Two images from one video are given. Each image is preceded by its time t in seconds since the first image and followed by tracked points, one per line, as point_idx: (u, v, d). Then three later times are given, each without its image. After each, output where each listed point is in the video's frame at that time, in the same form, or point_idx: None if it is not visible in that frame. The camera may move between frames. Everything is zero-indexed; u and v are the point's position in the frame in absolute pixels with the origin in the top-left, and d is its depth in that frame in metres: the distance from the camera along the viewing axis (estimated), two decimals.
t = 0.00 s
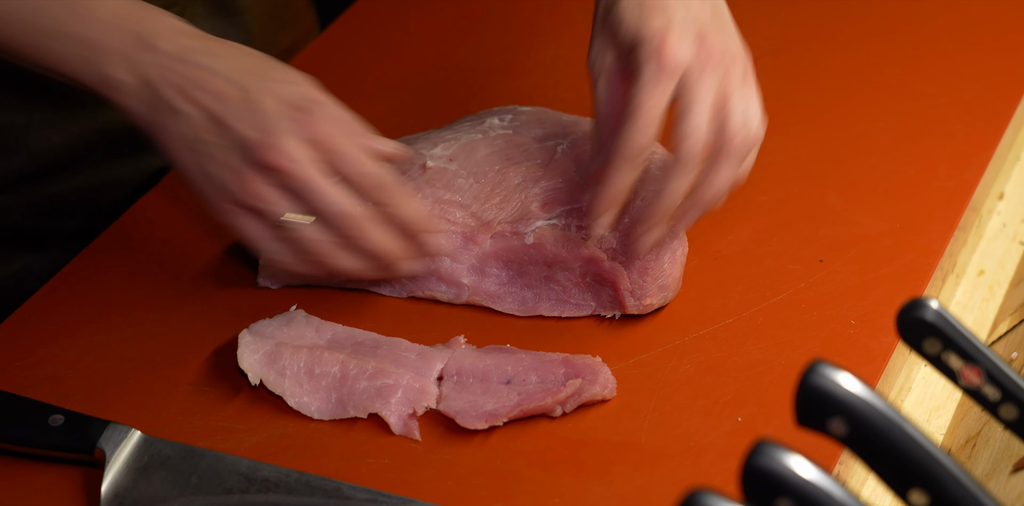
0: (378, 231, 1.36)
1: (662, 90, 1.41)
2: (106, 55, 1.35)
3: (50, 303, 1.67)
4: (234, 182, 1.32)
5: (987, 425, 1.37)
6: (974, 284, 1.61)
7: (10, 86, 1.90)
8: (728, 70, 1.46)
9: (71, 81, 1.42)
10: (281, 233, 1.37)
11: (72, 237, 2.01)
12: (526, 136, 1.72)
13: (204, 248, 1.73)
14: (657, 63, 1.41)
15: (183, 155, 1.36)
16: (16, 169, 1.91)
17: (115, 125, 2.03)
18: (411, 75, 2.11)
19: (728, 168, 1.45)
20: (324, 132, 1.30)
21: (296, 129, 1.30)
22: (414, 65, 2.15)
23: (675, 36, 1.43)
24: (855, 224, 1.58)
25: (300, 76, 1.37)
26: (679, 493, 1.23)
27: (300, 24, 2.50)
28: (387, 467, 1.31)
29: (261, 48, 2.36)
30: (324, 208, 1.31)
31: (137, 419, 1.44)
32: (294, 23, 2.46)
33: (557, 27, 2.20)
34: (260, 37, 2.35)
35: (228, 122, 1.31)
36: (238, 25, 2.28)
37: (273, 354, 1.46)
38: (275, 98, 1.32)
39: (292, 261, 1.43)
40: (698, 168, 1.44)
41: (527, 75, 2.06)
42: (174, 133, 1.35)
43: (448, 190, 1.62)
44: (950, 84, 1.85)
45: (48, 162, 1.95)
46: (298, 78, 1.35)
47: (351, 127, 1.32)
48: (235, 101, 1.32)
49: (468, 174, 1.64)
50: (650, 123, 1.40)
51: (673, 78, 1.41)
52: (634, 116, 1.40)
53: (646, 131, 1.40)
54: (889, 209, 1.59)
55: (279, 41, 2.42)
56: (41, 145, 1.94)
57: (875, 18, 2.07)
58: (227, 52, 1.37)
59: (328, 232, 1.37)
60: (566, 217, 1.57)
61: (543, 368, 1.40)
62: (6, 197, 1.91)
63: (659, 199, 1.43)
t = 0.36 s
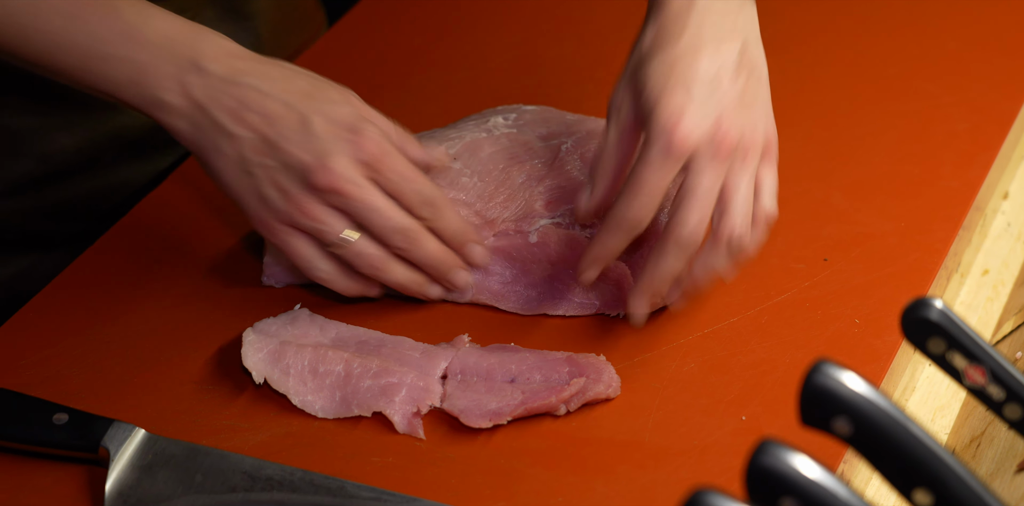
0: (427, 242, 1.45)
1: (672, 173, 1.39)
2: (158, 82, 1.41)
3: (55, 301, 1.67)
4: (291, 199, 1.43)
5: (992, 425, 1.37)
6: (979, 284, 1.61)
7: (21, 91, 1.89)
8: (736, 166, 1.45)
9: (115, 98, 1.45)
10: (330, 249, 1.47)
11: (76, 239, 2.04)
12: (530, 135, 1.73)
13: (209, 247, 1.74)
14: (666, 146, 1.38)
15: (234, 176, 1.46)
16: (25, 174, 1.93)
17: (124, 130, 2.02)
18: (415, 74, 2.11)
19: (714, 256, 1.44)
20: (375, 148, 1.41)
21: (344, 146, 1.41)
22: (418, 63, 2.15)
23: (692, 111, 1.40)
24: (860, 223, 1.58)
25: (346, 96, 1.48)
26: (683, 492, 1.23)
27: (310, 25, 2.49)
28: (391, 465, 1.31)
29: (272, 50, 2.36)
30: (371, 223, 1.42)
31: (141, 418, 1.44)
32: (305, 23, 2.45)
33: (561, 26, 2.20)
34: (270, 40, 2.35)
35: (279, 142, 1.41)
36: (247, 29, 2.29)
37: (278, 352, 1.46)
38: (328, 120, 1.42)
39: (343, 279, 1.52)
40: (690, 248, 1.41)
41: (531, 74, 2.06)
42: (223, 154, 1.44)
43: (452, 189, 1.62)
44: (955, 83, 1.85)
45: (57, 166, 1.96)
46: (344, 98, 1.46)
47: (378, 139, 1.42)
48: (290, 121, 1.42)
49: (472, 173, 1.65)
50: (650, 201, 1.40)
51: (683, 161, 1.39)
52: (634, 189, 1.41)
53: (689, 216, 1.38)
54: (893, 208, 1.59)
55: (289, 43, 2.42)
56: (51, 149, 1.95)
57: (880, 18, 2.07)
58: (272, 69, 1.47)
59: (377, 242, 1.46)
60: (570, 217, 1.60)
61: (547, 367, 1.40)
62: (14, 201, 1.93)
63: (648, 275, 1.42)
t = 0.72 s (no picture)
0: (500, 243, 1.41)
1: (784, 41, 1.67)
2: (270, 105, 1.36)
3: (56, 300, 1.68)
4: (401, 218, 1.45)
5: (993, 424, 1.37)
6: (981, 284, 1.61)
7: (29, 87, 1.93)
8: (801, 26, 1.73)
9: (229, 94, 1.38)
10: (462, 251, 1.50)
11: (81, 236, 2.05)
12: (532, 134, 1.71)
13: (210, 247, 1.74)
14: (781, 21, 1.68)
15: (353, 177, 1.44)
16: (33, 170, 1.97)
17: (130, 128, 2.03)
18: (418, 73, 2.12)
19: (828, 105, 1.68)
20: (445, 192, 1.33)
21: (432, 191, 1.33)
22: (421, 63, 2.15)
23: None
24: (861, 223, 1.58)
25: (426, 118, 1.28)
26: (685, 492, 1.23)
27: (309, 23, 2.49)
28: (393, 465, 1.31)
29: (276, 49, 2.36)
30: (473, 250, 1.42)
31: (143, 417, 1.44)
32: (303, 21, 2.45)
33: (563, 25, 2.20)
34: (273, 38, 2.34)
35: (373, 166, 1.36)
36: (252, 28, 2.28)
37: (279, 352, 1.46)
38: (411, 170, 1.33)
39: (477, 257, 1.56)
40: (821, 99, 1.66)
41: (533, 72, 2.06)
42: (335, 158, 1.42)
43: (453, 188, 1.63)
44: (957, 83, 1.85)
45: (64, 164, 1.99)
46: (422, 127, 1.28)
47: (458, 180, 1.31)
48: (375, 151, 1.34)
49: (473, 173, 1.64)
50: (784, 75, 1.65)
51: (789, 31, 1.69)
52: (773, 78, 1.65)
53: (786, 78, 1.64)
54: (895, 208, 1.59)
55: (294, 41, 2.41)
56: (58, 146, 1.98)
57: (882, 17, 2.07)
58: (359, 88, 1.30)
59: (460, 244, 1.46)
60: (572, 216, 1.55)
61: (549, 367, 1.39)
62: (21, 197, 1.97)
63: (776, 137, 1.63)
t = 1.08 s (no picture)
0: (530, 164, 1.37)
1: (777, 34, 1.59)
2: (302, 53, 1.46)
3: (60, 300, 1.67)
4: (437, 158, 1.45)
5: (996, 425, 1.39)
6: (984, 284, 1.61)
7: (55, 80, 1.99)
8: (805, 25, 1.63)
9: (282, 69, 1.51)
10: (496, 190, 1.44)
11: (102, 228, 2.04)
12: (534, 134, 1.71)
13: (214, 246, 1.74)
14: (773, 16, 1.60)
15: (390, 127, 1.48)
16: (60, 162, 1.99)
17: (152, 119, 2.09)
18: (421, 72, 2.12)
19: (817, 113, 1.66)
20: (473, 109, 1.36)
21: (466, 107, 1.36)
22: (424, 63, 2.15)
23: None
24: (864, 223, 1.58)
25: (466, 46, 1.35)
26: (688, 492, 1.23)
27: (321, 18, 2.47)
28: (395, 465, 1.31)
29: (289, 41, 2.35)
30: (504, 181, 1.40)
31: (145, 417, 1.44)
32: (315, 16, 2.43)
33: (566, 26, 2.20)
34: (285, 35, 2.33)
35: (408, 103, 1.41)
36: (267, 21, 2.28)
37: (282, 352, 1.46)
38: (448, 90, 1.37)
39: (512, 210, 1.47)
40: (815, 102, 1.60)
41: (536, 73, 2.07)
42: (373, 110, 1.48)
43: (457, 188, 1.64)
44: (960, 84, 1.85)
45: (87, 156, 2.01)
46: (466, 49, 1.35)
47: (486, 92, 1.34)
48: (408, 83, 1.39)
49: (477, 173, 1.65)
50: (769, 68, 1.58)
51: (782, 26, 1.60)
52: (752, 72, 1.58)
53: (773, 76, 1.58)
54: (898, 209, 1.59)
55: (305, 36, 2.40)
56: (83, 139, 2.01)
57: (885, 18, 2.07)
58: (396, 29, 1.40)
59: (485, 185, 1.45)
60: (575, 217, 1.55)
61: (551, 367, 1.40)
62: (44, 190, 1.97)
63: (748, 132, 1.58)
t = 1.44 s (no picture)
0: (412, 183, 1.40)
1: (666, 148, 1.42)
2: (149, 64, 1.39)
3: (61, 300, 1.67)
4: (294, 167, 1.40)
5: (998, 425, 1.39)
6: (986, 284, 1.62)
7: (52, 75, 1.94)
8: (731, 137, 1.47)
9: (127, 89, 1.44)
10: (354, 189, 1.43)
11: (102, 225, 2.06)
12: (536, 134, 1.72)
13: (216, 246, 1.74)
14: (666, 121, 1.42)
15: (244, 139, 1.42)
16: (56, 159, 1.97)
17: (151, 116, 2.09)
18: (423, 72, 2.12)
19: (776, 209, 1.49)
20: (356, 116, 1.33)
21: (351, 119, 1.34)
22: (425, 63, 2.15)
23: (685, 95, 1.44)
24: (867, 223, 1.58)
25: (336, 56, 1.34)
26: (690, 492, 1.23)
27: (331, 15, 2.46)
28: (397, 464, 1.31)
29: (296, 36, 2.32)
30: (354, 166, 1.38)
31: (147, 416, 1.44)
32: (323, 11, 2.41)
33: (568, 29, 2.21)
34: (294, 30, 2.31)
35: (269, 114, 1.36)
36: (274, 16, 2.24)
37: (284, 351, 1.46)
38: (297, 80, 1.34)
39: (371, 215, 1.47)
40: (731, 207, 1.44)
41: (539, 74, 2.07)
42: (231, 125, 1.41)
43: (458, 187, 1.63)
44: (962, 83, 1.85)
45: (85, 152, 2.00)
46: (321, 47, 1.35)
47: (358, 102, 1.33)
48: (274, 94, 1.35)
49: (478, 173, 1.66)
50: (645, 184, 1.41)
51: (678, 139, 1.43)
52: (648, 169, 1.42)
53: (642, 192, 1.41)
54: (899, 208, 1.59)
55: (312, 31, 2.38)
56: (81, 135, 1.99)
57: (887, 17, 2.07)
58: (236, 42, 1.39)
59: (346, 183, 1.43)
60: (574, 216, 1.58)
61: (553, 366, 1.40)
62: (42, 186, 1.95)
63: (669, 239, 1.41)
